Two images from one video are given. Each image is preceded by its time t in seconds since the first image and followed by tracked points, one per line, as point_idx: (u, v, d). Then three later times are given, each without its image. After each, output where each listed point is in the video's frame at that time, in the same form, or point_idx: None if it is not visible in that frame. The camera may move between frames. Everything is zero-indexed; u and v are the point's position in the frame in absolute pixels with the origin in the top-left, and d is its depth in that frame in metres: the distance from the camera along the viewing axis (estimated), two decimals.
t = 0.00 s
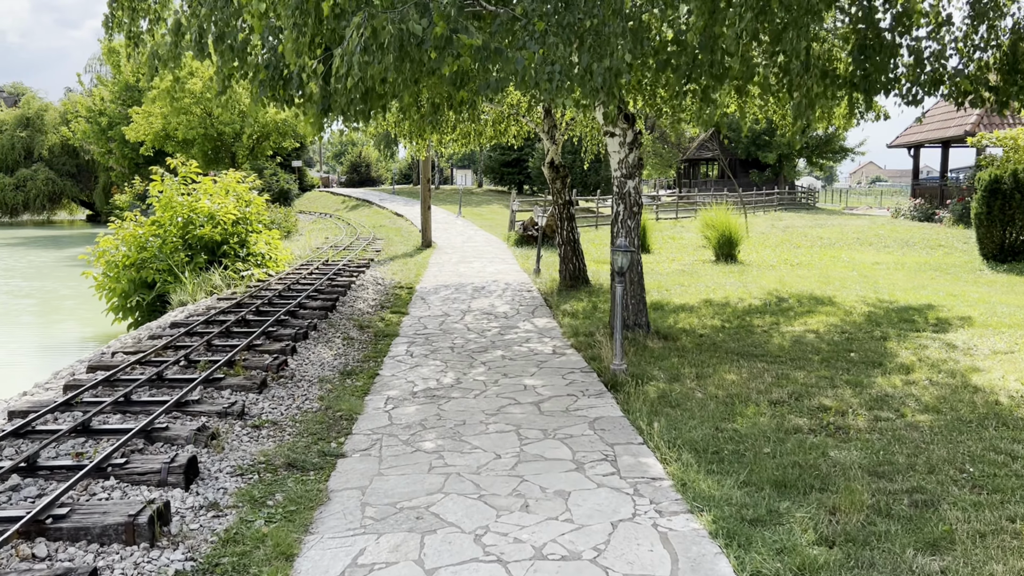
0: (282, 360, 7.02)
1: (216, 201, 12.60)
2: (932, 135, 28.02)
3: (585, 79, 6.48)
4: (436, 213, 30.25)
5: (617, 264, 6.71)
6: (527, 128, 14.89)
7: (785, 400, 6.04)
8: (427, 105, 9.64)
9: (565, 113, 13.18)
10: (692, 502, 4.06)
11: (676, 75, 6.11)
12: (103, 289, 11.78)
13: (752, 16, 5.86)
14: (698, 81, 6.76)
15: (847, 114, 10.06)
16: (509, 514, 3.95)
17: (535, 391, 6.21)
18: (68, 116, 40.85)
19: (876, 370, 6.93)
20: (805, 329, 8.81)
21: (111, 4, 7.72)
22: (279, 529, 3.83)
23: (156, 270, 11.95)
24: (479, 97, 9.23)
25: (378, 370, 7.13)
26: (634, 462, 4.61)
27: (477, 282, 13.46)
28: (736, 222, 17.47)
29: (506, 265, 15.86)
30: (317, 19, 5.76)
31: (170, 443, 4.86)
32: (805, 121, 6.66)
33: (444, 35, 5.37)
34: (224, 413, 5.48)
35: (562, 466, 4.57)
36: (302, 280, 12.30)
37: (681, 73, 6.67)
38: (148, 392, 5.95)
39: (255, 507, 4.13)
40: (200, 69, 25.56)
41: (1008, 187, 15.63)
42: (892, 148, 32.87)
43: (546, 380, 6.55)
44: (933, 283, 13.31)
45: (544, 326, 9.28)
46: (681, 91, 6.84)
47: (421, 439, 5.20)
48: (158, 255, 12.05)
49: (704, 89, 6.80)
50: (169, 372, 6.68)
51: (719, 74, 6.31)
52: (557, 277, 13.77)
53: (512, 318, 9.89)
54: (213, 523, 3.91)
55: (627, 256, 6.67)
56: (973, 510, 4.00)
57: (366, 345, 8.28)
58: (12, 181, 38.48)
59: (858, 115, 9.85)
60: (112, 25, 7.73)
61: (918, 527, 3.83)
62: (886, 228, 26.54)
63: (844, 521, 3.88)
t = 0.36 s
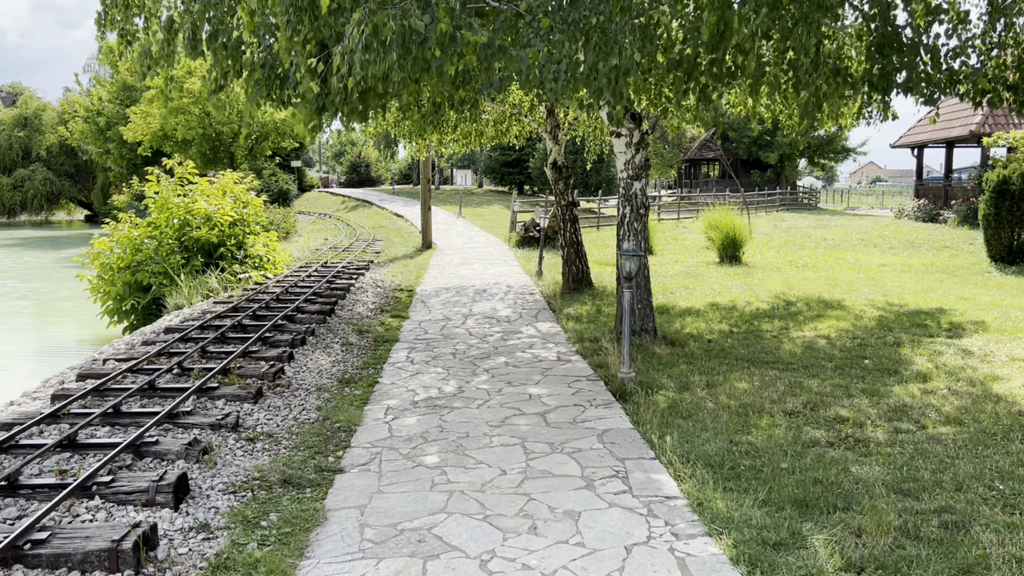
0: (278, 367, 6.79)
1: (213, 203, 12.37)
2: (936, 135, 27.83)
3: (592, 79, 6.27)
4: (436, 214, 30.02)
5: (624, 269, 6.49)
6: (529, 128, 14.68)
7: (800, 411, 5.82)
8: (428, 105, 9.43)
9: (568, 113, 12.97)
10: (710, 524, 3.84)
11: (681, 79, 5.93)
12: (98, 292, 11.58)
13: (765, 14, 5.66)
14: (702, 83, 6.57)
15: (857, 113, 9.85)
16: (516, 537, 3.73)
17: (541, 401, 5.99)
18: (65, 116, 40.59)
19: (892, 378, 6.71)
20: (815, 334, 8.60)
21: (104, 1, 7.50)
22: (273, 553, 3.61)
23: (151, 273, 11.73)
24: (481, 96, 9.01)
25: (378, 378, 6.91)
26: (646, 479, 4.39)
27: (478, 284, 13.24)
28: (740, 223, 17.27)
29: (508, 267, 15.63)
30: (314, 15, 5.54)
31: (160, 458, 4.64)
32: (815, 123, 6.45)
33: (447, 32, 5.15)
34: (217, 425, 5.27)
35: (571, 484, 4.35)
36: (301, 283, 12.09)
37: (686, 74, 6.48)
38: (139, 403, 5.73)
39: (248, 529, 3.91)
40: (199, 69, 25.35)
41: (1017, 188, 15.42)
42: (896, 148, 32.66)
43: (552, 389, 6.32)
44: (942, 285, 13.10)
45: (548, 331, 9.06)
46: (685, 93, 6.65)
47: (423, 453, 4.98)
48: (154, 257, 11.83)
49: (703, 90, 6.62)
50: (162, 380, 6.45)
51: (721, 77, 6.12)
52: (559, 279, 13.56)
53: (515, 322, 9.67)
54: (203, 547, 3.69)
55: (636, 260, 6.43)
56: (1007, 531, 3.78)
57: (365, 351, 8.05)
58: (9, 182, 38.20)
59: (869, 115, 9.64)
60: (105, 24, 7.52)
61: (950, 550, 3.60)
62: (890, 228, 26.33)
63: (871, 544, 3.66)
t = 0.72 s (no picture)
0: (270, 372, 6.54)
1: (207, 202, 12.11)
2: (938, 134, 27.62)
3: (595, 73, 6.03)
4: (435, 214, 29.77)
5: (628, 270, 6.23)
6: (529, 126, 14.43)
7: (812, 419, 5.59)
8: (427, 101, 9.19)
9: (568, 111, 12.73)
10: (724, 544, 3.61)
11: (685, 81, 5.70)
12: (89, 293, 11.35)
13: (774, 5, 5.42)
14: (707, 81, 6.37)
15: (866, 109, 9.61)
16: (517, 558, 3.49)
17: (542, 408, 5.74)
18: (62, 115, 40.29)
19: (906, 383, 6.47)
20: (824, 337, 8.36)
21: None
22: None
23: (143, 273, 11.48)
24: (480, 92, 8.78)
25: (373, 384, 6.67)
26: (654, 494, 4.15)
27: (478, 285, 13.00)
28: (743, 223, 17.04)
29: (507, 268, 15.39)
30: (305, 5, 5.30)
31: (140, 470, 4.40)
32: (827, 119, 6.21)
33: (444, 22, 4.91)
34: (203, 435, 5.03)
35: (575, 498, 4.10)
36: (296, 283, 11.85)
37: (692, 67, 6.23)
38: (122, 410, 5.48)
39: (231, 548, 3.67)
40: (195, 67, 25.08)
41: None
42: (898, 147, 32.45)
43: (554, 395, 6.08)
44: (949, 286, 12.87)
45: (548, 333, 8.81)
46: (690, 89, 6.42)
47: (419, 464, 4.73)
48: (147, 258, 11.58)
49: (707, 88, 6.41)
50: (148, 386, 6.19)
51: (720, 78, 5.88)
52: (560, 280, 13.32)
53: (515, 324, 9.43)
54: (182, 569, 3.45)
55: (642, 261, 6.16)
56: None
57: (361, 355, 7.81)
58: (6, 181, 37.88)
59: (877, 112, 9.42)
60: (93, 18, 7.28)
61: (981, 572, 3.37)
62: (894, 228, 26.12)
63: (895, 565, 3.43)
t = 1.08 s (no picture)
0: (259, 382, 6.27)
1: (199, 203, 11.82)
2: (942, 134, 27.35)
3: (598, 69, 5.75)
4: (434, 215, 29.50)
5: (632, 276, 5.96)
6: (529, 125, 14.15)
7: (827, 434, 5.31)
8: (423, 99, 8.91)
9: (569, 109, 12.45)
10: None
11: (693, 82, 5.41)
12: (78, 296, 11.06)
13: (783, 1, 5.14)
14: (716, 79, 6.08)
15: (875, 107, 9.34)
16: None
17: (543, 421, 5.46)
18: (58, 115, 39.97)
19: (922, 394, 6.20)
20: (833, 344, 8.09)
21: None
22: None
23: (133, 276, 11.19)
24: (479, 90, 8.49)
25: (366, 394, 6.39)
26: (664, 519, 3.88)
27: (476, 288, 12.73)
28: (747, 224, 16.77)
29: (507, 270, 15.11)
30: None
31: (115, 492, 4.13)
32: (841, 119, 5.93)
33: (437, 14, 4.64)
34: (184, 452, 4.75)
35: (579, 524, 3.82)
36: (291, 287, 11.58)
37: (698, 63, 5.95)
38: (101, 425, 5.20)
39: None
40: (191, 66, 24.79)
41: None
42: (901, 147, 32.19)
43: (555, 407, 5.80)
44: (958, 290, 12.60)
45: (549, 339, 8.54)
46: (697, 88, 6.14)
47: (413, 484, 4.46)
48: (137, 260, 11.29)
49: (715, 86, 6.12)
50: (130, 397, 5.91)
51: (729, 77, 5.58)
52: (560, 283, 13.05)
53: (514, 330, 9.16)
54: None
55: (647, 267, 5.89)
56: None
57: (354, 363, 7.53)
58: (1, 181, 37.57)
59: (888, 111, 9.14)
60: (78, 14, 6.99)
61: None
62: (897, 229, 25.86)
63: None
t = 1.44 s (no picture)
0: (249, 390, 6.00)
1: (192, 204, 11.55)
2: (946, 134, 27.13)
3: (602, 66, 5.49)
4: (433, 215, 29.26)
5: (639, 280, 5.68)
6: (529, 124, 13.90)
7: (843, 446, 5.06)
8: (422, 97, 8.66)
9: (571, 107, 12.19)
10: None
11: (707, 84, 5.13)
12: (69, 298, 10.84)
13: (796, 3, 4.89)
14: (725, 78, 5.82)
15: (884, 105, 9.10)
16: None
17: (546, 433, 5.21)
18: (54, 114, 39.65)
19: (941, 403, 5.93)
20: (844, 349, 7.85)
21: None
22: None
23: (125, 279, 10.93)
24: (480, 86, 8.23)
25: (361, 403, 6.14)
26: (677, 543, 3.62)
27: (476, 290, 12.48)
28: (750, 225, 16.54)
29: (507, 271, 14.85)
30: None
31: (90, 513, 3.87)
32: (859, 118, 5.66)
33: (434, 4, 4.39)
34: (167, 467, 4.49)
35: (586, 549, 3.57)
36: (286, 289, 11.32)
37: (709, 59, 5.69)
38: (81, 438, 4.94)
39: None
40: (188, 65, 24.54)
41: None
42: (904, 147, 32.00)
43: (559, 418, 5.55)
44: (967, 292, 12.37)
45: (550, 345, 8.28)
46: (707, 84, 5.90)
47: (409, 502, 4.20)
48: (129, 262, 11.05)
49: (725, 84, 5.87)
50: (114, 407, 5.65)
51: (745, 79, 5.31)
52: (561, 285, 12.79)
53: (514, 334, 8.91)
54: None
55: (654, 271, 5.62)
56: None
57: (349, 369, 7.28)
58: None
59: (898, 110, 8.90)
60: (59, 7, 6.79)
61: None
62: (901, 229, 25.66)
63: None
